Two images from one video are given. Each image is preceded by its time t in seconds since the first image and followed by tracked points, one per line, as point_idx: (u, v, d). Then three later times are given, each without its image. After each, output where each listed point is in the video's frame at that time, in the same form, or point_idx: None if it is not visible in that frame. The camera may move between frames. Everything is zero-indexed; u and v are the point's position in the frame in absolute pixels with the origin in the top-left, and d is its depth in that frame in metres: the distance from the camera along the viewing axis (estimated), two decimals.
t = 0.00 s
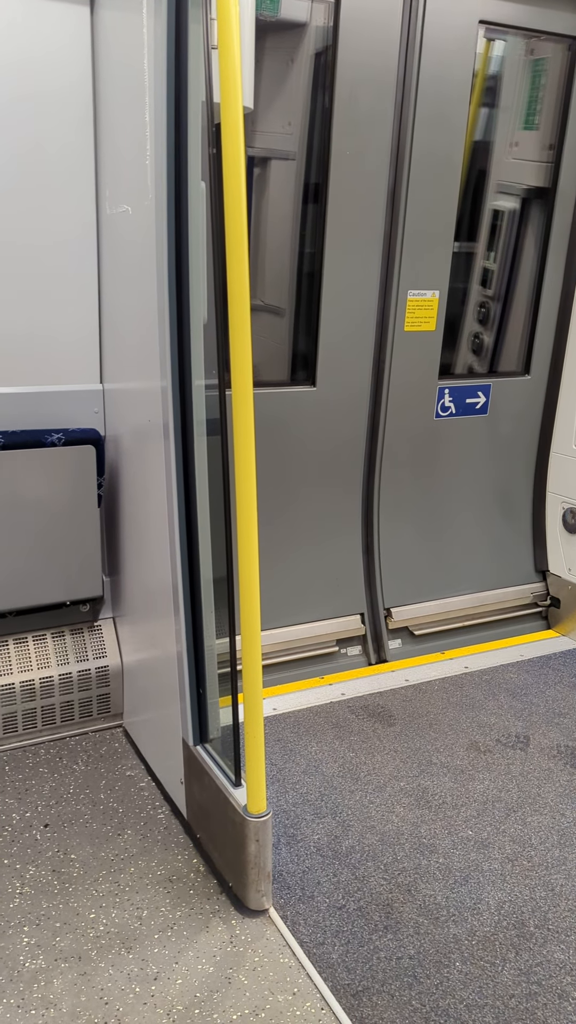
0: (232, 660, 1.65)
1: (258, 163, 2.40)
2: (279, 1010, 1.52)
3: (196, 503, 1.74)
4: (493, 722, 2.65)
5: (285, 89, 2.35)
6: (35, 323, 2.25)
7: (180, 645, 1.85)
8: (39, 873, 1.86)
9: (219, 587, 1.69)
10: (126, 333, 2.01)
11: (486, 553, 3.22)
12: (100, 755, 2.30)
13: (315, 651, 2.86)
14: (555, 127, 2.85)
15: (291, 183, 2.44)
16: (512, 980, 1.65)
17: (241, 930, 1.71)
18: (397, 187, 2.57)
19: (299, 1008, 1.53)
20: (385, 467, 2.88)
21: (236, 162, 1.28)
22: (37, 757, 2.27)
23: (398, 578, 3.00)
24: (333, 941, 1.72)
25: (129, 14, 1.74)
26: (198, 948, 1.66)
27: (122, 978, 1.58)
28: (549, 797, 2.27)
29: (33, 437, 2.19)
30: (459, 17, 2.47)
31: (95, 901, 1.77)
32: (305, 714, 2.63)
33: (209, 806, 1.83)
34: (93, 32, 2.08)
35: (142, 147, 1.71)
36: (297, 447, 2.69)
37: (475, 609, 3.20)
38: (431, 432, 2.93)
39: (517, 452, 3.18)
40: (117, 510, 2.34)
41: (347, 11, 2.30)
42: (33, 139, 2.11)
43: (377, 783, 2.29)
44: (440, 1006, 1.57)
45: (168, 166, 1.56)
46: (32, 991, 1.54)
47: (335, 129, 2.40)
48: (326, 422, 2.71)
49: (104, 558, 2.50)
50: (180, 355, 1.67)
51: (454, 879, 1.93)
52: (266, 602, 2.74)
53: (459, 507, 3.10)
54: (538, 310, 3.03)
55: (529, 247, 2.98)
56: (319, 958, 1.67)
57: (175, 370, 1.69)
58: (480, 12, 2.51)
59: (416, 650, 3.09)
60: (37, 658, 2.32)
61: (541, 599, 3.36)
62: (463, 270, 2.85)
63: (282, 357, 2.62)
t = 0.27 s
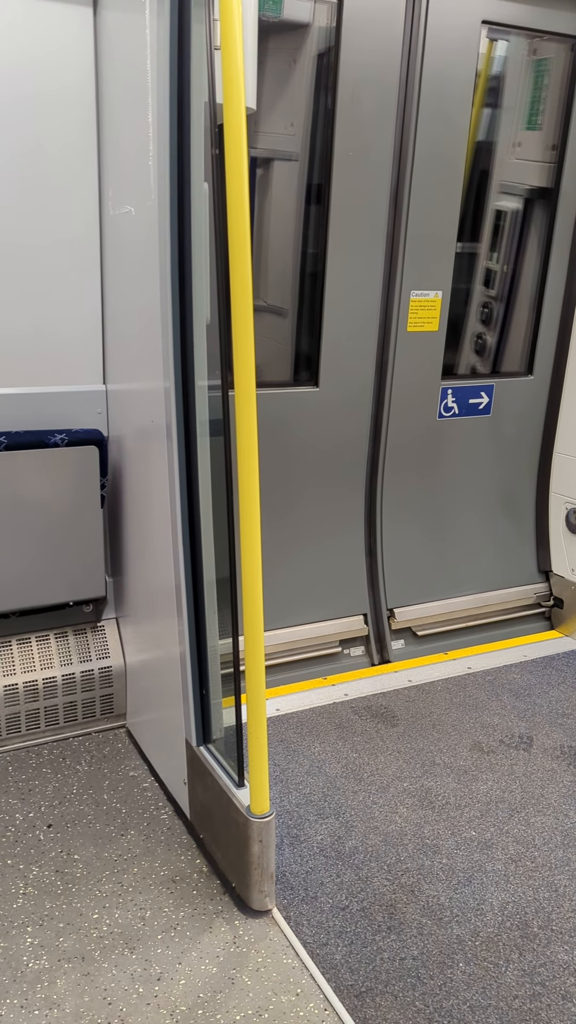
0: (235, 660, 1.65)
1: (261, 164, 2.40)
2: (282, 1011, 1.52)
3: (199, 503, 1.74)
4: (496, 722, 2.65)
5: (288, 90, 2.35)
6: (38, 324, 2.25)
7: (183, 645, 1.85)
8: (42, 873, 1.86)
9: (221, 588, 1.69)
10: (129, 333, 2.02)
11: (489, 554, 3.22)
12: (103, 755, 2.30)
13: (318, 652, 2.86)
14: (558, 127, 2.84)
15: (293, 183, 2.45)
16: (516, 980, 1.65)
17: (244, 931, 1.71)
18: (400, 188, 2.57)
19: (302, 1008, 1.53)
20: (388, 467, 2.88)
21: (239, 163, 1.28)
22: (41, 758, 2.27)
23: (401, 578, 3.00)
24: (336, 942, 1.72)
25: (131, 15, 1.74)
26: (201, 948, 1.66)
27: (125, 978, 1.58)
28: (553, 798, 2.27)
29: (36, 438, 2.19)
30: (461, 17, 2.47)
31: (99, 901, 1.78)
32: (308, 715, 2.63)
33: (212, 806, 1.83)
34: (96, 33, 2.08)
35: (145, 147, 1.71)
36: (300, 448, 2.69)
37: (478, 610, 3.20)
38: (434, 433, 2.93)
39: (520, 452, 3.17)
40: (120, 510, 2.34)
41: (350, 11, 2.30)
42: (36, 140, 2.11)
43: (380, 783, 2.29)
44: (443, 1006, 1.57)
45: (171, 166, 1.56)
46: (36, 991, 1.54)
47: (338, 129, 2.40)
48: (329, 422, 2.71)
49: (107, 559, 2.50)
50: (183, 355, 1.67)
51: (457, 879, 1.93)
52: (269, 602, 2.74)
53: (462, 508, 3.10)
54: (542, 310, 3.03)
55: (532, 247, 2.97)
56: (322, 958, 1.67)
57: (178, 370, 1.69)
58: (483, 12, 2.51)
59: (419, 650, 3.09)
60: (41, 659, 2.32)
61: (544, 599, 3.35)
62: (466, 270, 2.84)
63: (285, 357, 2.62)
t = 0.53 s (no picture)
0: (238, 661, 1.65)
1: (263, 164, 2.40)
2: (285, 1011, 1.52)
3: (201, 504, 1.74)
4: (498, 722, 2.65)
5: (289, 90, 2.35)
6: (40, 325, 2.25)
7: (185, 646, 1.85)
8: (44, 873, 1.86)
9: (223, 588, 1.69)
10: (131, 334, 2.02)
11: (491, 554, 3.22)
12: (105, 756, 2.30)
13: (320, 652, 2.86)
14: (560, 127, 2.84)
15: (295, 184, 2.45)
16: (518, 980, 1.65)
17: (247, 931, 1.71)
18: (402, 187, 2.57)
19: (304, 1008, 1.53)
20: (390, 467, 2.88)
21: (241, 163, 1.28)
22: (43, 758, 2.27)
23: (403, 578, 3.00)
24: (339, 942, 1.72)
25: (134, 15, 1.74)
26: (203, 948, 1.66)
27: (128, 979, 1.58)
28: (555, 798, 2.27)
29: (38, 438, 2.19)
30: (463, 17, 2.47)
31: (101, 901, 1.78)
32: (310, 715, 2.63)
33: (214, 807, 1.83)
34: (98, 33, 2.08)
35: (147, 147, 1.71)
36: (302, 448, 2.69)
37: (480, 610, 3.20)
38: (436, 433, 2.93)
39: (522, 453, 3.17)
40: (122, 510, 2.34)
41: (352, 12, 2.30)
42: (38, 141, 2.11)
43: (382, 783, 2.29)
44: (446, 1007, 1.57)
45: (173, 167, 1.56)
46: (39, 991, 1.54)
47: (340, 129, 2.40)
48: (331, 422, 2.71)
49: (109, 559, 2.50)
50: (185, 355, 1.67)
51: (459, 879, 1.93)
52: (271, 602, 2.74)
53: (464, 508, 3.10)
54: (544, 310, 3.03)
55: (534, 247, 2.97)
56: (325, 958, 1.67)
57: (180, 370, 1.69)
58: (485, 12, 2.51)
59: (421, 651, 3.09)
60: (43, 659, 2.32)
61: (546, 599, 3.35)
62: (468, 270, 2.84)
63: (287, 357, 2.62)
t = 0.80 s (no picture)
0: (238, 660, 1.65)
1: (263, 164, 2.40)
2: (285, 1011, 1.52)
3: (202, 503, 1.74)
4: (499, 722, 2.65)
5: (290, 90, 2.35)
6: (41, 324, 2.26)
7: (186, 645, 1.85)
8: (45, 873, 1.86)
9: (224, 588, 1.69)
10: (132, 333, 2.02)
11: (492, 554, 3.22)
12: (106, 755, 2.30)
13: (320, 651, 2.86)
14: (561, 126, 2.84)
15: (296, 184, 2.45)
16: (519, 980, 1.65)
17: (247, 931, 1.71)
18: (403, 187, 2.57)
19: (305, 1008, 1.53)
20: (391, 467, 2.88)
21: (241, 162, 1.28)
22: (43, 758, 2.27)
23: (404, 578, 3.00)
24: (339, 942, 1.72)
25: (134, 14, 1.74)
26: (203, 948, 1.66)
27: (128, 978, 1.58)
28: (556, 798, 2.27)
29: (39, 438, 2.20)
30: (464, 16, 2.47)
31: (101, 901, 1.78)
32: (311, 715, 2.63)
33: (214, 806, 1.83)
34: (99, 33, 2.08)
35: (148, 146, 1.71)
36: (302, 448, 2.69)
37: (480, 610, 3.19)
38: (436, 433, 2.93)
39: (523, 452, 3.17)
40: (123, 510, 2.34)
41: (353, 11, 2.30)
42: (39, 140, 2.11)
43: (383, 783, 2.29)
44: (446, 1006, 1.57)
45: (174, 167, 1.56)
46: (39, 991, 1.54)
47: (340, 129, 2.40)
48: (332, 422, 2.71)
49: (109, 559, 2.51)
50: (186, 355, 1.67)
51: (460, 879, 1.93)
52: (271, 602, 2.74)
53: (464, 508, 3.10)
54: (545, 310, 3.02)
55: (534, 247, 2.97)
56: (325, 958, 1.67)
57: (181, 370, 1.69)
58: (485, 12, 2.50)
59: (422, 650, 3.09)
60: (43, 659, 2.32)
61: (547, 599, 3.35)
62: (469, 270, 2.84)
63: (287, 357, 2.62)
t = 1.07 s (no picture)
0: (239, 660, 1.65)
1: (264, 164, 2.41)
2: (285, 1010, 1.52)
3: (202, 503, 1.74)
4: (499, 722, 2.65)
5: (291, 89, 2.35)
6: (41, 324, 2.25)
7: (186, 645, 1.85)
8: (45, 872, 1.86)
9: (224, 588, 1.69)
10: (132, 333, 2.02)
11: (492, 554, 3.22)
12: (106, 755, 2.30)
13: (321, 651, 2.86)
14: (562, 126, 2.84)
15: (296, 183, 2.45)
16: (519, 980, 1.65)
17: (247, 930, 1.71)
18: (403, 187, 2.57)
19: (305, 1007, 1.53)
20: (391, 467, 2.88)
21: (242, 162, 1.28)
22: (44, 757, 2.27)
23: (404, 578, 3.00)
24: (339, 941, 1.72)
25: (135, 14, 1.74)
26: (204, 947, 1.66)
27: (128, 978, 1.58)
28: (556, 797, 2.27)
29: (39, 437, 2.19)
30: (465, 15, 2.46)
31: (101, 900, 1.78)
32: (311, 714, 2.63)
33: (214, 806, 1.83)
34: (99, 32, 2.08)
35: (148, 146, 1.71)
36: (303, 448, 2.68)
37: (481, 609, 3.19)
38: (437, 432, 2.93)
39: (523, 452, 3.17)
40: (123, 510, 2.34)
41: (353, 10, 2.30)
42: (39, 139, 2.11)
43: (383, 783, 2.29)
44: (446, 1006, 1.57)
45: (174, 167, 1.56)
46: (39, 991, 1.54)
47: (340, 129, 2.40)
48: (332, 422, 2.71)
49: (110, 558, 2.51)
50: (187, 354, 1.67)
51: (460, 878, 1.93)
52: (272, 602, 2.74)
53: (464, 508, 3.10)
54: (545, 310, 3.02)
55: (535, 247, 2.97)
56: (325, 957, 1.67)
57: (181, 370, 1.69)
58: (486, 11, 2.50)
59: (422, 650, 3.08)
60: (44, 658, 2.32)
61: (547, 599, 3.35)
62: (469, 269, 2.84)
63: (288, 356, 2.62)
